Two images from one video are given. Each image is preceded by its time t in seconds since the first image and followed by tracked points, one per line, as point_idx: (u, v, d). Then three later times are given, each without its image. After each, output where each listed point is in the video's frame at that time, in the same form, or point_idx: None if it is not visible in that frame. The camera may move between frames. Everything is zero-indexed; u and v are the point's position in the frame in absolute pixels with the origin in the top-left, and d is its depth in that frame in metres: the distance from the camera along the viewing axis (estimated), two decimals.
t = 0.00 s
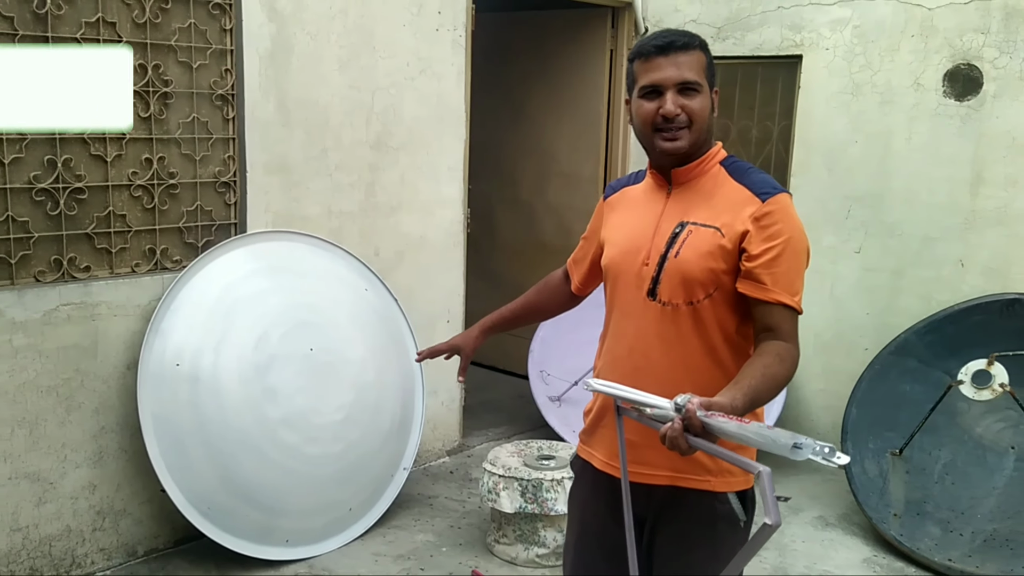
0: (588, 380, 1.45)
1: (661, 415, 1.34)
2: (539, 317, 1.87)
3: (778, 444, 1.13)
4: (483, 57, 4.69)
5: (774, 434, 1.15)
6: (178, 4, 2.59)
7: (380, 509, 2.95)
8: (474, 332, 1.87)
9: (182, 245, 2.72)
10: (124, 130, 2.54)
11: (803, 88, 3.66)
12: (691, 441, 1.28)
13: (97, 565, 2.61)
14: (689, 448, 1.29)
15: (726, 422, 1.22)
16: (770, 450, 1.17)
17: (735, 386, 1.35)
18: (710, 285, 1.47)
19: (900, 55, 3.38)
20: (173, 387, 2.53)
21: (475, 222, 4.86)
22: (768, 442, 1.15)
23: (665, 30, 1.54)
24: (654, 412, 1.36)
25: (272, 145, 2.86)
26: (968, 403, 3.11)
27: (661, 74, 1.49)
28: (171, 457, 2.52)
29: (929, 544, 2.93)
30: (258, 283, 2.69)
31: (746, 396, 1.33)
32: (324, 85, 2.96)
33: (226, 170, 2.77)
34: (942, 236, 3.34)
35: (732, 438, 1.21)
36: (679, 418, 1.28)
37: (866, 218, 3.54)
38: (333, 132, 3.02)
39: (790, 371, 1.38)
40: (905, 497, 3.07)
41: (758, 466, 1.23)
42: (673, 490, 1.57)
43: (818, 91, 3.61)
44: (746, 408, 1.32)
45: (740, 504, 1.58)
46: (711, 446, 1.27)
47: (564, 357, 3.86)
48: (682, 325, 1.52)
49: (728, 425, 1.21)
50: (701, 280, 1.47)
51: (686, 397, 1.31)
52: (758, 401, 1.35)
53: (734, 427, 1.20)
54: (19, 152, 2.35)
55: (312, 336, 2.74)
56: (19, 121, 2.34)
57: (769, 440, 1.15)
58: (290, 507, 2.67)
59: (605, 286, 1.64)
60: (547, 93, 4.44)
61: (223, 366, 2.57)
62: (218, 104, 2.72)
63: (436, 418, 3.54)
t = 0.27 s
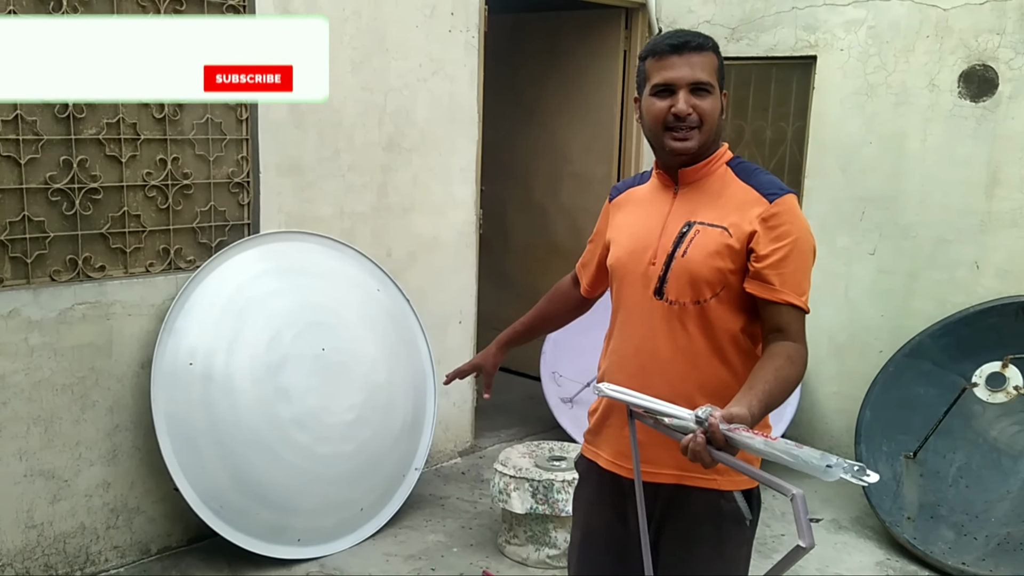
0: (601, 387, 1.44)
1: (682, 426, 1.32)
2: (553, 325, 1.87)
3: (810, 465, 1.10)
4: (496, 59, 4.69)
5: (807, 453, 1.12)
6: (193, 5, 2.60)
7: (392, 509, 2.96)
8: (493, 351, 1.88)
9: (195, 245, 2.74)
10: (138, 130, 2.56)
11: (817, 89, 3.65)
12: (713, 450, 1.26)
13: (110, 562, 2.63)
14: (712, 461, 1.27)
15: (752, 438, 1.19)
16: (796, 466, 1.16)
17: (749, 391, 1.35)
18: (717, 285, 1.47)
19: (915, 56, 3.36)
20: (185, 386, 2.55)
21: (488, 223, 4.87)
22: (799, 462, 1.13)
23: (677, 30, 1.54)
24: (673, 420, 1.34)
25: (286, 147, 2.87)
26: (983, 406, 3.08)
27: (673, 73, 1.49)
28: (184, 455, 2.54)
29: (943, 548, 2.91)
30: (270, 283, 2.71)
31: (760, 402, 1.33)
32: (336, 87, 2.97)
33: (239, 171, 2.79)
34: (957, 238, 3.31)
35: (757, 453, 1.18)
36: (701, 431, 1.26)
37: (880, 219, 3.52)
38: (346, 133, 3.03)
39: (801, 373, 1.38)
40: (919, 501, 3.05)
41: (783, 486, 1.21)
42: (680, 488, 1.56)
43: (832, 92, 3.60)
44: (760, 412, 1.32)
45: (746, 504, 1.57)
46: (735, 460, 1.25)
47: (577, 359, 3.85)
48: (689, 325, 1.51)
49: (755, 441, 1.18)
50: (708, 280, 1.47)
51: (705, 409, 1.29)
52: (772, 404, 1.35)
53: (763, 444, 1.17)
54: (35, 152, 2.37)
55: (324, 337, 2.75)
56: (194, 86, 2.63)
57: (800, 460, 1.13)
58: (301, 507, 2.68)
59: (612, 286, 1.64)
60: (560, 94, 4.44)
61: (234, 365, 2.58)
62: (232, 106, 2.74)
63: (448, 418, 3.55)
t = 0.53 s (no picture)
0: (602, 388, 1.46)
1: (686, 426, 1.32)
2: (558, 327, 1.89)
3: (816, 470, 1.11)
4: (501, 61, 4.72)
5: (812, 456, 1.12)
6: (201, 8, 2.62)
7: (396, 509, 2.98)
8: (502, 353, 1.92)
9: (204, 246, 2.76)
10: (147, 132, 2.58)
11: (821, 91, 3.66)
12: (717, 449, 1.26)
13: (118, 560, 2.65)
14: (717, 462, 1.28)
15: (756, 442, 1.19)
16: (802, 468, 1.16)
17: (750, 392, 1.37)
18: (719, 286, 1.49)
19: (918, 57, 3.37)
20: (192, 385, 2.57)
21: (493, 224, 4.89)
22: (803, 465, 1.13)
23: (682, 34, 1.56)
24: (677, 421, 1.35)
25: (292, 148, 2.90)
26: (986, 407, 3.09)
27: (678, 76, 1.51)
28: (190, 454, 2.56)
29: (946, 549, 2.92)
30: (277, 283, 2.73)
31: (761, 403, 1.34)
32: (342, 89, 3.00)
33: (247, 172, 2.82)
34: (961, 239, 3.32)
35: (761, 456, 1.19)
36: (705, 433, 1.26)
37: (883, 221, 3.53)
38: (352, 134, 3.06)
39: (802, 373, 1.40)
40: (922, 501, 3.07)
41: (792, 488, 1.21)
42: (680, 487, 1.58)
43: (836, 94, 3.61)
44: (762, 413, 1.34)
45: (746, 504, 1.59)
46: (739, 461, 1.25)
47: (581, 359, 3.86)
48: (691, 325, 1.53)
49: (760, 444, 1.18)
50: (710, 281, 1.49)
51: (709, 410, 1.29)
52: (774, 404, 1.36)
53: (767, 447, 1.17)
54: (46, 153, 2.40)
55: (329, 337, 2.77)
56: (282, 63, 2.82)
57: (805, 465, 1.13)
58: (306, 505, 2.70)
59: (615, 287, 1.66)
60: (565, 97, 4.46)
61: (240, 364, 2.60)
62: (240, 108, 2.77)
63: (453, 418, 3.56)
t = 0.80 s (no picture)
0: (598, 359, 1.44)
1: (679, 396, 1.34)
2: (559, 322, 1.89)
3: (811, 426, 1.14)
4: (502, 62, 4.71)
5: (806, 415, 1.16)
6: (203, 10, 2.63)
7: (398, 510, 2.98)
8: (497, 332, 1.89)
9: (205, 248, 2.77)
10: (149, 133, 2.58)
11: (823, 92, 3.66)
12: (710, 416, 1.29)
13: (120, 561, 2.66)
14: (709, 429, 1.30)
15: (750, 402, 1.23)
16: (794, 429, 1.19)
17: (752, 373, 1.37)
18: (723, 287, 1.49)
19: (920, 58, 3.37)
20: (194, 386, 2.58)
21: (494, 225, 4.89)
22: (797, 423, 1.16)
23: (686, 38, 1.52)
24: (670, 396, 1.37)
25: (294, 149, 2.90)
26: (988, 408, 3.10)
27: (684, 90, 1.49)
28: (192, 454, 2.57)
29: (948, 550, 2.92)
30: (278, 284, 2.73)
31: (762, 383, 1.35)
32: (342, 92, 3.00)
33: (248, 173, 2.82)
34: (963, 240, 3.32)
35: (756, 417, 1.22)
36: (700, 398, 1.29)
37: (885, 222, 3.52)
38: (353, 136, 3.06)
39: (804, 367, 1.40)
40: (924, 502, 3.06)
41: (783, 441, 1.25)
42: (683, 488, 1.58)
43: (837, 95, 3.61)
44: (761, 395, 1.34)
45: (748, 504, 1.59)
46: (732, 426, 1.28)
47: (582, 360, 3.86)
48: (694, 326, 1.53)
49: (757, 405, 1.22)
50: (713, 282, 1.49)
51: (707, 377, 1.31)
52: (773, 391, 1.36)
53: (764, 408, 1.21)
54: (47, 155, 2.40)
55: (331, 338, 2.77)
56: (288, 58, 2.83)
57: (798, 422, 1.16)
58: (308, 506, 2.70)
59: (619, 288, 1.66)
60: (566, 98, 4.46)
61: (242, 365, 2.61)
62: (241, 109, 2.77)
63: (454, 419, 3.57)
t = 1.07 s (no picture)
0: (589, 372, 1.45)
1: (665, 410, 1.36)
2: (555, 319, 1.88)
3: (783, 440, 1.15)
4: (502, 64, 4.72)
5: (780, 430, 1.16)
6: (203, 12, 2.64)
7: (398, 511, 2.98)
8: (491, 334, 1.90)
9: (205, 249, 2.77)
10: (149, 135, 2.59)
11: (822, 93, 3.67)
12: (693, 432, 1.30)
13: (120, 562, 2.66)
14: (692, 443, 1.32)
15: (730, 418, 1.24)
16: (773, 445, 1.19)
17: (740, 385, 1.37)
18: (721, 290, 1.49)
19: (918, 60, 3.38)
20: (195, 387, 2.58)
21: (494, 226, 4.89)
22: (772, 439, 1.17)
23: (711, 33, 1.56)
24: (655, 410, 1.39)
25: (294, 151, 2.91)
26: (987, 409, 3.10)
27: (699, 69, 1.51)
28: (193, 455, 2.57)
29: (947, 551, 2.92)
30: (279, 286, 2.74)
31: (750, 395, 1.35)
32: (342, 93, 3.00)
33: (248, 175, 2.83)
34: (962, 241, 3.32)
35: (736, 433, 1.23)
36: (682, 414, 1.30)
37: (884, 223, 3.53)
38: (353, 137, 3.07)
39: (796, 371, 1.40)
40: (923, 503, 3.07)
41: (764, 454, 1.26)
42: (687, 488, 1.58)
43: (837, 97, 3.62)
44: (750, 405, 1.34)
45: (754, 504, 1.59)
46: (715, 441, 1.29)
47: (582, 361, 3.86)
48: (693, 327, 1.54)
49: (736, 420, 1.22)
50: (711, 284, 1.49)
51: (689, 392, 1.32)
52: (763, 398, 1.36)
53: (742, 423, 1.21)
54: (48, 156, 2.41)
55: (331, 339, 2.78)
56: (288, 58, 2.83)
57: (772, 437, 1.16)
58: (309, 507, 2.71)
59: (619, 289, 1.67)
60: (566, 99, 4.47)
61: (243, 366, 2.61)
62: (241, 110, 2.78)
63: (454, 420, 3.57)
